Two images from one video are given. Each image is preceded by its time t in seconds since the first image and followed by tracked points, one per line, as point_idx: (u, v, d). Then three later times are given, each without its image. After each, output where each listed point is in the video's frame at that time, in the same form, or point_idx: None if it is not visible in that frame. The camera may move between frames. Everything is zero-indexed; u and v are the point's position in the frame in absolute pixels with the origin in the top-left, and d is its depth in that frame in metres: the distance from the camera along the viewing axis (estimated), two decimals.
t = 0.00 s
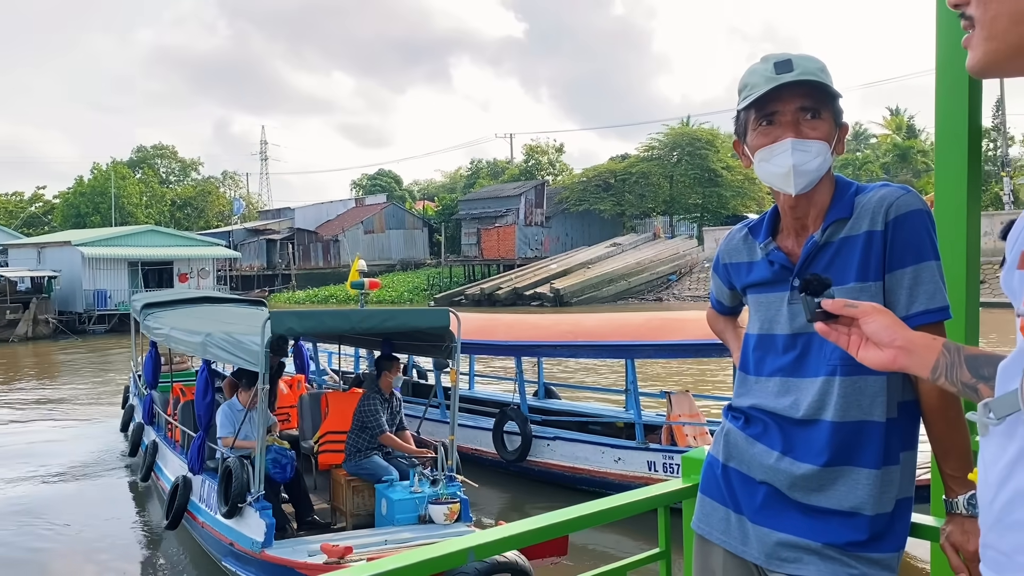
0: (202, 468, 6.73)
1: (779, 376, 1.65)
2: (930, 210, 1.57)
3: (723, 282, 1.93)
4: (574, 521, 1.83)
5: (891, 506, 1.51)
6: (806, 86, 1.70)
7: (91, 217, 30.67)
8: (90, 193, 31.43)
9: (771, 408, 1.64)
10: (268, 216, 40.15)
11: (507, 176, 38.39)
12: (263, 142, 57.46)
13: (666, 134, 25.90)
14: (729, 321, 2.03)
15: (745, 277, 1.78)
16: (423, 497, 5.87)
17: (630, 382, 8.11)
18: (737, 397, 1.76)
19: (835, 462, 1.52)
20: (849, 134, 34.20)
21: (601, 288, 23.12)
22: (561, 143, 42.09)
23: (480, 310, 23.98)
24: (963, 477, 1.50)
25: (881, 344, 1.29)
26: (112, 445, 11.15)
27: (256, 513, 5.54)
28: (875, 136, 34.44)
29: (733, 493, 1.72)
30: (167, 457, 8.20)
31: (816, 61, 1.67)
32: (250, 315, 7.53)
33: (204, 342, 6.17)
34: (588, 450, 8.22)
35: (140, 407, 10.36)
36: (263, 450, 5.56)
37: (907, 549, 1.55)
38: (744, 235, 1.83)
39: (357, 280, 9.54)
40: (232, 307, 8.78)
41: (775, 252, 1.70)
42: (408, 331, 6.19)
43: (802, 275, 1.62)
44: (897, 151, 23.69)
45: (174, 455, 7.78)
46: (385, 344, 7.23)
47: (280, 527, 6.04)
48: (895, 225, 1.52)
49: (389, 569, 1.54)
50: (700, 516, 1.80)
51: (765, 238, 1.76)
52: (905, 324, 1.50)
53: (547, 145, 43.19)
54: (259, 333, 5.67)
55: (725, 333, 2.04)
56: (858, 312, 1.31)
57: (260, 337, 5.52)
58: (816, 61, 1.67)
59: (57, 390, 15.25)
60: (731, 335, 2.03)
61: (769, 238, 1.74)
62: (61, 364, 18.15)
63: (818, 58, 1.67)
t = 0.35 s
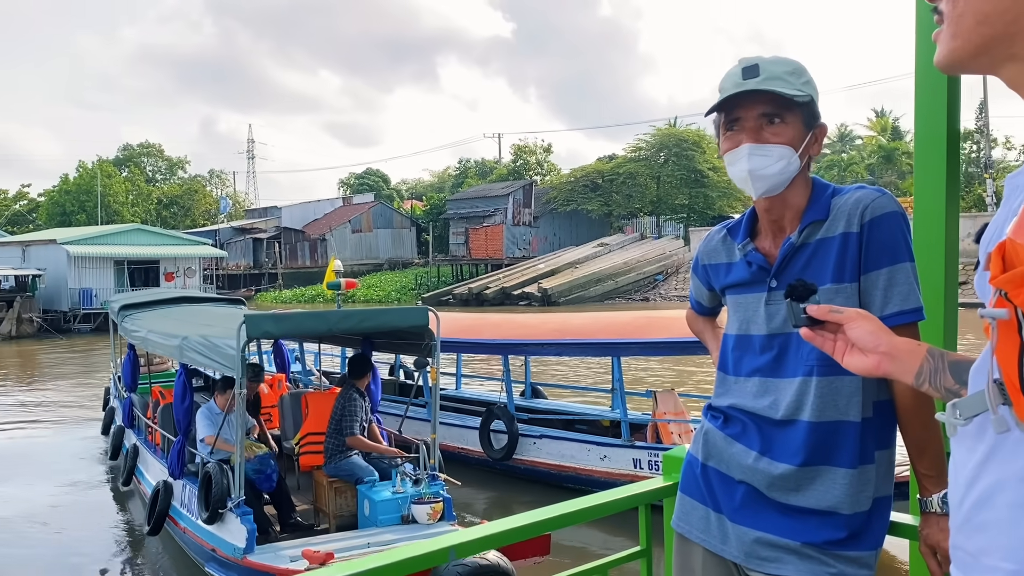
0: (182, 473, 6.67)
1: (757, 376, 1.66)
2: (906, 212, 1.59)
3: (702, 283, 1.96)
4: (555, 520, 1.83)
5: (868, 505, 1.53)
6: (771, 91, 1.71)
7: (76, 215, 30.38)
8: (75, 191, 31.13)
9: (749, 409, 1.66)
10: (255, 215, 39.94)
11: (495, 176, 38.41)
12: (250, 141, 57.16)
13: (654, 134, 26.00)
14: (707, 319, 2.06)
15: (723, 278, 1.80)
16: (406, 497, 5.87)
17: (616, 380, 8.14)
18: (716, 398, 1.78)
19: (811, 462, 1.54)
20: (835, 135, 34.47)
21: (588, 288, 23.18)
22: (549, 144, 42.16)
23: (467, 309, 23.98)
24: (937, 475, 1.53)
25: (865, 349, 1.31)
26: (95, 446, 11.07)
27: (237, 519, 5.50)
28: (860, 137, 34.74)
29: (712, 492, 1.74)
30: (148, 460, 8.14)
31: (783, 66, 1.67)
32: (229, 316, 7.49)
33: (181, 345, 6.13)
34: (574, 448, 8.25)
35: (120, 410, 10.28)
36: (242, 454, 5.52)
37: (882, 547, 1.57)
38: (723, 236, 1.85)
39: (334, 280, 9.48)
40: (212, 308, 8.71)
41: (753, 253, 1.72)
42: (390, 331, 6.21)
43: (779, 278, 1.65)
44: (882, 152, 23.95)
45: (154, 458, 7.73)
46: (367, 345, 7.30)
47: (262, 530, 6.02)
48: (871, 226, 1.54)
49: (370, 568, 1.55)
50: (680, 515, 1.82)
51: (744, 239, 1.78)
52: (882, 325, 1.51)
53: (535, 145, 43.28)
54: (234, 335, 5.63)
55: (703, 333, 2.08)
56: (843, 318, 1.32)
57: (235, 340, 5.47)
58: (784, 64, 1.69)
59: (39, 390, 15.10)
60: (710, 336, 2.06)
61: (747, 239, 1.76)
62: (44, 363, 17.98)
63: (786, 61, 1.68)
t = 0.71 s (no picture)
0: (162, 479, 6.62)
1: (743, 376, 1.68)
2: (893, 212, 1.60)
3: (692, 280, 1.97)
4: (540, 521, 1.84)
5: (853, 504, 1.55)
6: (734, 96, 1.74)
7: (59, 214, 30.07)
8: (58, 190, 30.79)
9: (737, 407, 1.67)
10: (240, 215, 39.71)
11: (482, 175, 38.40)
12: (236, 139, 56.82)
13: (641, 135, 26.10)
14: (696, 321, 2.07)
15: (712, 276, 1.81)
16: (390, 502, 5.87)
17: (602, 379, 8.17)
18: (703, 396, 1.78)
19: (795, 461, 1.56)
20: (820, 136, 34.77)
21: (575, 288, 23.23)
22: (536, 144, 42.21)
23: (454, 309, 23.96)
24: (922, 474, 1.55)
25: (859, 349, 1.32)
26: (76, 447, 10.96)
27: (219, 528, 5.45)
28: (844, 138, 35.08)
29: (698, 492, 1.75)
30: (127, 464, 8.07)
31: (748, 70, 1.70)
32: (208, 317, 7.43)
33: (160, 349, 6.08)
34: (561, 448, 8.27)
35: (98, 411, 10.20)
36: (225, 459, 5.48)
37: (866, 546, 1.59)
38: (714, 234, 1.86)
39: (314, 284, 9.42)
40: (191, 309, 8.61)
41: (742, 251, 1.74)
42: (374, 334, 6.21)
43: (767, 278, 1.66)
44: (867, 154, 24.19)
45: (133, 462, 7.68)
46: (349, 348, 7.27)
47: (245, 537, 5.98)
48: (859, 226, 1.56)
49: (355, 570, 1.54)
50: (665, 514, 1.82)
51: (734, 237, 1.79)
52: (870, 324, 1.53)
53: (522, 145, 43.28)
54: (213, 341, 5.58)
55: (693, 334, 2.09)
56: (837, 317, 1.33)
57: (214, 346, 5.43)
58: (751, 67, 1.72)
59: (19, 390, 14.94)
60: (700, 337, 2.06)
61: (737, 237, 1.78)
62: (26, 363, 17.79)
63: (752, 64, 1.71)
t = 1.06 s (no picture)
0: (142, 482, 6.56)
1: (734, 373, 1.69)
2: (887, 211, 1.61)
3: (688, 275, 1.98)
4: (526, 522, 1.84)
5: (843, 503, 1.56)
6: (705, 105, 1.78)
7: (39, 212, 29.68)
8: (38, 188, 30.41)
9: (729, 404, 1.68)
10: (223, 213, 39.42)
11: (467, 175, 38.36)
12: (219, 138, 56.41)
13: (625, 135, 26.20)
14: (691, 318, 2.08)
15: (706, 272, 1.82)
16: (374, 508, 5.85)
17: (587, 379, 8.19)
18: (695, 393, 1.79)
19: (785, 459, 1.57)
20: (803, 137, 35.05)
21: (560, 287, 23.26)
22: (520, 144, 42.26)
23: (439, 309, 23.92)
24: (912, 473, 1.57)
25: (853, 345, 1.33)
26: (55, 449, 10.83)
27: (201, 532, 5.40)
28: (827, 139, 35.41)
29: (688, 490, 1.76)
30: (105, 466, 7.99)
31: (709, 80, 1.75)
32: (190, 317, 7.36)
33: (141, 350, 6.01)
34: (546, 448, 8.28)
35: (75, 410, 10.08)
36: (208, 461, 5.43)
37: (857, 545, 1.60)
38: (710, 230, 1.87)
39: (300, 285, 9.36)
40: (172, 308, 8.52)
41: (736, 248, 1.75)
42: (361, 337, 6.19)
43: (758, 275, 1.67)
44: (849, 154, 24.42)
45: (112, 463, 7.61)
46: (333, 350, 7.24)
47: (226, 541, 5.94)
48: (852, 225, 1.57)
49: (345, 570, 1.55)
50: (657, 513, 1.83)
51: (730, 233, 1.81)
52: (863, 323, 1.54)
53: (506, 143, 43.27)
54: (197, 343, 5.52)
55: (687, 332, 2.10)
56: (830, 313, 1.34)
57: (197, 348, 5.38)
58: (710, 77, 1.75)
59: None
60: (693, 334, 2.08)
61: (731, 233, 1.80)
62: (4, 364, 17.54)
63: (711, 73, 1.75)
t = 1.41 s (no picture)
0: (118, 480, 6.48)
1: (717, 371, 1.70)
2: (871, 212, 1.63)
3: (677, 273, 1.99)
4: (509, 521, 1.84)
5: (826, 501, 1.58)
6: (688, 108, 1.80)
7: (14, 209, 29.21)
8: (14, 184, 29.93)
9: (711, 402, 1.69)
10: (202, 211, 39.03)
11: (449, 174, 38.30)
12: (198, 135, 55.90)
13: (606, 134, 26.31)
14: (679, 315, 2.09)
15: (692, 270, 1.84)
16: (357, 510, 5.82)
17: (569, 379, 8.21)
18: (678, 392, 1.80)
19: (767, 458, 1.59)
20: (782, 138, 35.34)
21: (541, 287, 23.28)
22: (502, 143, 42.28)
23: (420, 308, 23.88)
24: (895, 471, 1.59)
25: (832, 346, 1.34)
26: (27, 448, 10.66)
27: (180, 532, 5.33)
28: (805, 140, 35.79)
29: (672, 489, 1.77)
30: (78, 464, 7.89)
31: (685, 85, 1.77)
32: (171, 314, 7.29)
33: (122, 346, 5.94)
34: (527, 448, 8.29)
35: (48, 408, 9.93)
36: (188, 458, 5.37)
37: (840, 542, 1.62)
38: (698, 228, 1.89)
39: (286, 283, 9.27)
40: (152, 305, 8.43)
41: (722, 247, 1.77)
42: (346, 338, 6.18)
43: (743, 275, 1.69)
44: (828, 155, 24.71)
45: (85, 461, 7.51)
46: (317, 350, 7.20)
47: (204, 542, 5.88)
48: (836, 226, 1.58)
49: (330, 569, 1.55)
50: (640, 512, 1.84)
51: (718, 231, 1.83)
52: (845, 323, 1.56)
53: (488, 142, 43.25)
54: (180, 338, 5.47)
55: (676, 330, 2.11)
56: (810, 315, 1.36)
57: (181, 343, 5.31)
58: (689, 81, 1.78)
59: None
60: (681, 332, 2.09)
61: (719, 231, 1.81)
62: None
63: (690, 76, 1.77)
